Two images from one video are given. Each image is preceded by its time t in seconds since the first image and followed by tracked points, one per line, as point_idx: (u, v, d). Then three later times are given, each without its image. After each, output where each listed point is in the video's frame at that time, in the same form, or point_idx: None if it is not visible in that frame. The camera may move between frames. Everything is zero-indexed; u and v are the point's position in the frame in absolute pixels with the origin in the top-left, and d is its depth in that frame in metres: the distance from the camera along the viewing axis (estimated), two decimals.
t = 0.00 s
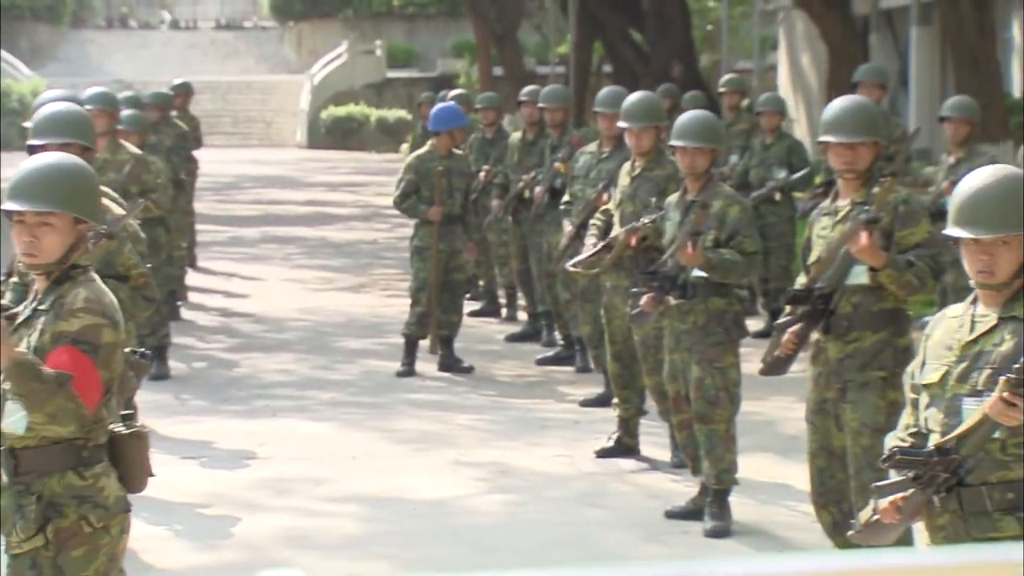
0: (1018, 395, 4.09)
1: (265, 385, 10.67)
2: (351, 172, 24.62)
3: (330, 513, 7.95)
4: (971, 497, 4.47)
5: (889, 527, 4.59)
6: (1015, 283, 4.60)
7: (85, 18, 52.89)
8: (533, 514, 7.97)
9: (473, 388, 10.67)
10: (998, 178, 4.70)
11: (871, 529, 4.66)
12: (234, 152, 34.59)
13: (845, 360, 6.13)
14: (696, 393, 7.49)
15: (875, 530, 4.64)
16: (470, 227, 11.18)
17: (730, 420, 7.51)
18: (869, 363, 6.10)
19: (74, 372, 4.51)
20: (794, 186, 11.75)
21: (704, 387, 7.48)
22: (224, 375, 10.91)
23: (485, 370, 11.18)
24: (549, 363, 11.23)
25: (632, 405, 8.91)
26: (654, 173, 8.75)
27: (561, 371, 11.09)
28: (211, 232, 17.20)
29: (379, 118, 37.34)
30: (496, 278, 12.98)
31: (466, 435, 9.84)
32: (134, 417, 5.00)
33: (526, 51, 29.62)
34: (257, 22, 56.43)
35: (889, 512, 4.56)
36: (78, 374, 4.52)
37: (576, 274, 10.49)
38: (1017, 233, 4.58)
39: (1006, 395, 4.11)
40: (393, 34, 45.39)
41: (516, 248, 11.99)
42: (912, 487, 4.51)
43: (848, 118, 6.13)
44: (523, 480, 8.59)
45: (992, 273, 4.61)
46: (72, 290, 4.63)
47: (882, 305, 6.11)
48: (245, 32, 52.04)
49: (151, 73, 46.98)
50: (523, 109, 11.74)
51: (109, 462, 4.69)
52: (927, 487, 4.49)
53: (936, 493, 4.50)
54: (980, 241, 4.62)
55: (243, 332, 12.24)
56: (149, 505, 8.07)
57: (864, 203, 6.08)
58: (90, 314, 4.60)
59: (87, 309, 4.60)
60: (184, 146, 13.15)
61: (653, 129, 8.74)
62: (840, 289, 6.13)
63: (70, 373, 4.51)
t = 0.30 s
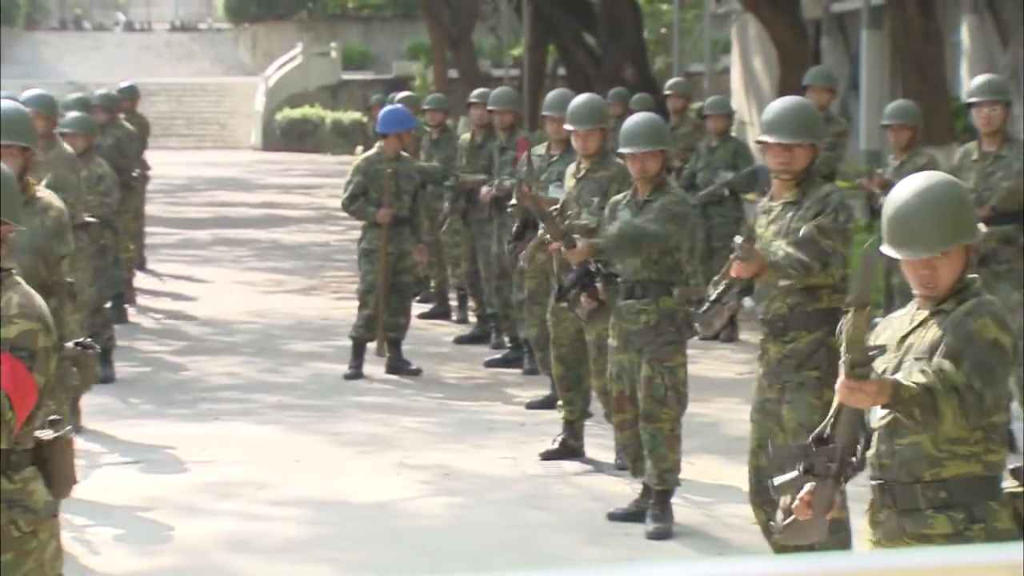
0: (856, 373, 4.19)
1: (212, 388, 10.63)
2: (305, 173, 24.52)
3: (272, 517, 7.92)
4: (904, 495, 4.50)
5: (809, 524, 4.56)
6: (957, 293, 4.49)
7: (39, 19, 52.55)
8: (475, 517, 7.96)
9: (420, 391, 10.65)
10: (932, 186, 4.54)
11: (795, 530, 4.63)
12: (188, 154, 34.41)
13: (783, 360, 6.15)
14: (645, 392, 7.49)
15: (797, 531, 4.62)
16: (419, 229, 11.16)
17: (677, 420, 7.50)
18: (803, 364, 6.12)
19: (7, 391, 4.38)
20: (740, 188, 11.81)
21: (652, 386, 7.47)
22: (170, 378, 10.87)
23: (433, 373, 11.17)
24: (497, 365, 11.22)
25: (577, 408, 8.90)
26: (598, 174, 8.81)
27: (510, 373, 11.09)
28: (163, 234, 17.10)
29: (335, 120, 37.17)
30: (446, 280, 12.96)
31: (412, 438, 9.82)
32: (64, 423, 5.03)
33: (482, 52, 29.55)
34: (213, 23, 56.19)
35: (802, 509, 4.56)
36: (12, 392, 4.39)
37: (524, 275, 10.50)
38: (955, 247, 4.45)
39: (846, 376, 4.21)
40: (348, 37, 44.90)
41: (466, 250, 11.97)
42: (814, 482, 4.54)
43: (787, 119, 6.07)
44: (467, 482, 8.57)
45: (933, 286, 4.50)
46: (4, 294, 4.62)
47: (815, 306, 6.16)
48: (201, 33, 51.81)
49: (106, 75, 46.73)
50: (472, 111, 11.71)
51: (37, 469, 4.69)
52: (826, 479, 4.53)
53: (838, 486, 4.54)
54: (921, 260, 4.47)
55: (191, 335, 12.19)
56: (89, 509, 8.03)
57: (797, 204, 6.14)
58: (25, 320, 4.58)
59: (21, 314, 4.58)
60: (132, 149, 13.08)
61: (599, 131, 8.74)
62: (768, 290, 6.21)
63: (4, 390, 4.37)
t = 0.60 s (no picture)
0: (847, 387, 4.06)
1: (161, 390, 10.58)
2: (262, 175, 24.44)
3: (217, 520, 7.88)
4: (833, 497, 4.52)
5: (766, 527, 4.42)
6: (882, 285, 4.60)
7: None
8: (421, 519, 7.94)
9: (371, 392, 10.63)
10: (864, 184, 4.68)
11: (746, 532, 4.51)
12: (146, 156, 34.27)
13: (718, 364, 6.16)
14: (575, 394, 7.50)
15: (749, 535, 4.50)
16: (372, 231, 11.11)
17: (612, 423, 7.51)
18: (738, 368, 6.13)
19: None
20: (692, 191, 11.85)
21: (582, 390, 7.49)
22: (119, 380, 10.81)
23: (385, 374, 11.15)
24: (449, 367, 11.22)
25: (526, 410, 8.90)
26: (547, 176, 8.76)
27: (462, 375, 11.08)
28: (117, 236, 17.02)
29: (295, 121, 37.09)
30: (400, 281, 12.94)
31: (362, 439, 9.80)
32: None
33: (440, 54, 29.53)
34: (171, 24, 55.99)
35: (760, 513, 4.42)
36: None
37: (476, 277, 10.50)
38: (881, 239, 4.57)
39: (836, 387, 4.07)
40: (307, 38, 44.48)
41: (418, 251, 11.88)
42: (775, 485, 4.42)
43: (723, 120, 6.10)
44: (414, 484, 8.55)
45: (858, 281, 4.61)
46: None
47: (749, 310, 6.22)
48: (159, 34, 51.62)
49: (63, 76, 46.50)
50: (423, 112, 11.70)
51: None
52: (789, 484, 4.43)
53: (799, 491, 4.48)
54: (847, 249, 4.58)
55: (142, 337, 12.12)
56: (34, 513, 7.97)
57: (734, 206, 6.16)
58: None
59: None
60: (83, 150, 13.02)
61: (547, 133, 8.76)
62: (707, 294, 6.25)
63: None
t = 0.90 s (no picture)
0: (808, 400, 4.05)
1: (122, 393, 10.53)
2: (229, 177, 24.39)
3: (174, 524, 7.84)
4: (778, 502, 4.52)
5: (705, 529, 4.45)
6: (828, 291, 4.62)
7: None
8: (379, 523, 7.91)
9: (332, 395, 10.60)
10: (812, 187, 4.68)
11: (689, 533, 4.53)
12: (115, 157, 34.16)
13: (670, 367, 6.16)
14: (539, 398, 7.48)
15: (693, 535, 4.52)
16: (333, 232, 11.07)
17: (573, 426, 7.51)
18: (691, 371, 6.13)
19: None
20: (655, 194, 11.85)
21: (545, 393, 7.48)
22: (79, 383, 10.77)
23: (347, 377, 11.12)
24: (411, 369, 11.20)
25: (486, 413, 8.88)
26: (509, 180, 8.77)
27: (424, 378, 11.06)
28: (81, 238, 16.95)
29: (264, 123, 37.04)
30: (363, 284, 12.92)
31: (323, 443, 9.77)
32: None
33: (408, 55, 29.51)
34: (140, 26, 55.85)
35: (701, 516, 4.44)
36: None
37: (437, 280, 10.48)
38: (830, 241, 4.57)
39: (796, 401, 4.06)
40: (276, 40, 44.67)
41: (381, 254, 11.86)
42: (722, 491, 4.43)
43: (672, 125, 6.14)
44: (373, 488, 8.53)
45: (807, 282, 4.61)
46: None
47: (702, 313, 6.23)
48: (129, 36, 51.48)
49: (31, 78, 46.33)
50: (387, 115, 11.68)
51: None
52: (737, 491, 4.43)
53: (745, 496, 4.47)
54: (796, 249, 4.59)
55: (104, 340, 12.07)
56: None
57: (683, 210, 6.17)
58: None
59: None
60: (47, 153, 12.95)
61: (507, 136, 8.76)
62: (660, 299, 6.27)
63: None
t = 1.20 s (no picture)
0: (755, 400, 4.01)
1: (86, 396, 10.48)
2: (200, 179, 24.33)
3: (134, 527, 7.80)
4: (728, 506, 4.49)
5: (656, 534, 4.44)
6: (778, 295, 4.61)
7: None
8: (340, 525, 7.89)
9: (298, 397, 10.56)
10: (766, 189, 4.66)
11: (640, 538, 4.52)
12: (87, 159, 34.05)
13: (628, 369, 6.14)
14: (502, 400, 7.45)
15: (645, 540, 4.51)
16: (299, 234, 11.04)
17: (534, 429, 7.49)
18: (649, 373, 6.12)
19: None
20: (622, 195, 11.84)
21: (507, 395, 7.45)
22: (43, 386, 10.71)
23: (313, 379, 11.08)
24: (377, 371, 11.17)
25: (449, 415, 8.85)
26: (473, 181, 8.78)
27: (390, 380, 11.04)
28: (50, 240, 16.89)
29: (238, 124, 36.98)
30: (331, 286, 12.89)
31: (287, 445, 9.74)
32: None
33: (380, 57, 29.50)
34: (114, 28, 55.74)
35: (652, 521, 4.44)
36: None
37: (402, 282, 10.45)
38: (782, 245, 4.55)
39: (743, 401, 4.02)
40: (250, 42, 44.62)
41: (348, 256, 11.84)
42: (672, 495, 4.42)
43: (626, 127, 6.11)
44: (335, 490, 8.50)
45: (759, 285, 4.60)
46: None
47: (661, 315, 6.21)
48: (103, 38, 51.34)
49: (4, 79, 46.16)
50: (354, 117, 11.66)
51: None
52: (687, 495, 4.41)
53: (696, 500, 4.45)
54: (748, 252, 4.58)
55: (70, 342, 12.02)
56: None
57: (641, 212, 6.15)
58: None
59: None
60: (14, 154, 12.89)
61: (472, 138, 8.75)
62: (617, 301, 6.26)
63: None
